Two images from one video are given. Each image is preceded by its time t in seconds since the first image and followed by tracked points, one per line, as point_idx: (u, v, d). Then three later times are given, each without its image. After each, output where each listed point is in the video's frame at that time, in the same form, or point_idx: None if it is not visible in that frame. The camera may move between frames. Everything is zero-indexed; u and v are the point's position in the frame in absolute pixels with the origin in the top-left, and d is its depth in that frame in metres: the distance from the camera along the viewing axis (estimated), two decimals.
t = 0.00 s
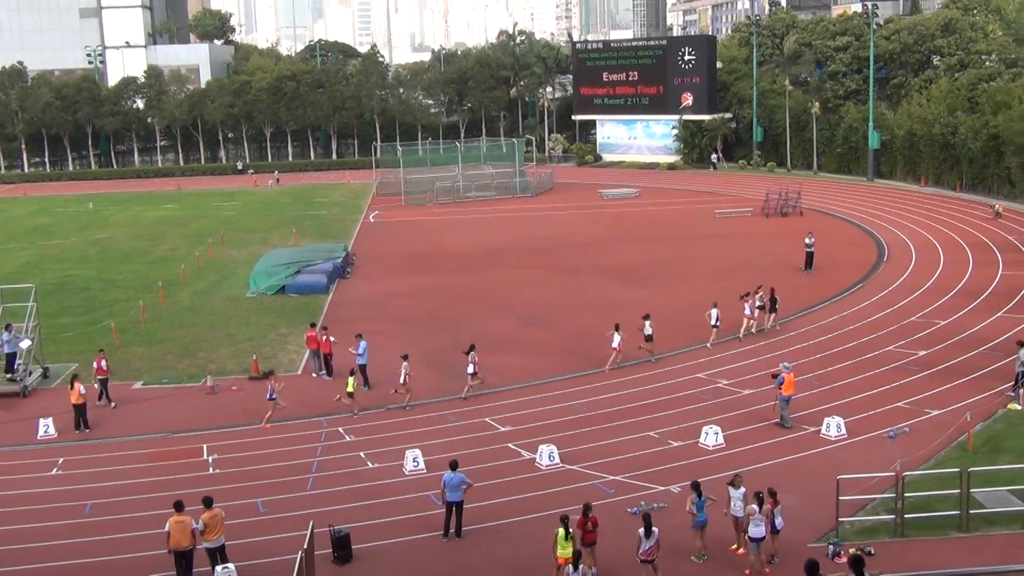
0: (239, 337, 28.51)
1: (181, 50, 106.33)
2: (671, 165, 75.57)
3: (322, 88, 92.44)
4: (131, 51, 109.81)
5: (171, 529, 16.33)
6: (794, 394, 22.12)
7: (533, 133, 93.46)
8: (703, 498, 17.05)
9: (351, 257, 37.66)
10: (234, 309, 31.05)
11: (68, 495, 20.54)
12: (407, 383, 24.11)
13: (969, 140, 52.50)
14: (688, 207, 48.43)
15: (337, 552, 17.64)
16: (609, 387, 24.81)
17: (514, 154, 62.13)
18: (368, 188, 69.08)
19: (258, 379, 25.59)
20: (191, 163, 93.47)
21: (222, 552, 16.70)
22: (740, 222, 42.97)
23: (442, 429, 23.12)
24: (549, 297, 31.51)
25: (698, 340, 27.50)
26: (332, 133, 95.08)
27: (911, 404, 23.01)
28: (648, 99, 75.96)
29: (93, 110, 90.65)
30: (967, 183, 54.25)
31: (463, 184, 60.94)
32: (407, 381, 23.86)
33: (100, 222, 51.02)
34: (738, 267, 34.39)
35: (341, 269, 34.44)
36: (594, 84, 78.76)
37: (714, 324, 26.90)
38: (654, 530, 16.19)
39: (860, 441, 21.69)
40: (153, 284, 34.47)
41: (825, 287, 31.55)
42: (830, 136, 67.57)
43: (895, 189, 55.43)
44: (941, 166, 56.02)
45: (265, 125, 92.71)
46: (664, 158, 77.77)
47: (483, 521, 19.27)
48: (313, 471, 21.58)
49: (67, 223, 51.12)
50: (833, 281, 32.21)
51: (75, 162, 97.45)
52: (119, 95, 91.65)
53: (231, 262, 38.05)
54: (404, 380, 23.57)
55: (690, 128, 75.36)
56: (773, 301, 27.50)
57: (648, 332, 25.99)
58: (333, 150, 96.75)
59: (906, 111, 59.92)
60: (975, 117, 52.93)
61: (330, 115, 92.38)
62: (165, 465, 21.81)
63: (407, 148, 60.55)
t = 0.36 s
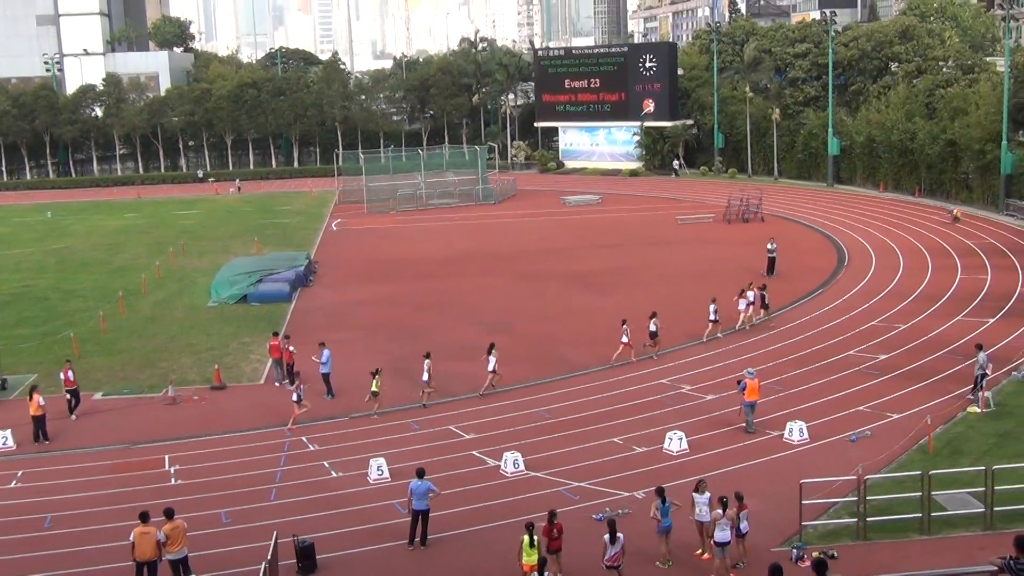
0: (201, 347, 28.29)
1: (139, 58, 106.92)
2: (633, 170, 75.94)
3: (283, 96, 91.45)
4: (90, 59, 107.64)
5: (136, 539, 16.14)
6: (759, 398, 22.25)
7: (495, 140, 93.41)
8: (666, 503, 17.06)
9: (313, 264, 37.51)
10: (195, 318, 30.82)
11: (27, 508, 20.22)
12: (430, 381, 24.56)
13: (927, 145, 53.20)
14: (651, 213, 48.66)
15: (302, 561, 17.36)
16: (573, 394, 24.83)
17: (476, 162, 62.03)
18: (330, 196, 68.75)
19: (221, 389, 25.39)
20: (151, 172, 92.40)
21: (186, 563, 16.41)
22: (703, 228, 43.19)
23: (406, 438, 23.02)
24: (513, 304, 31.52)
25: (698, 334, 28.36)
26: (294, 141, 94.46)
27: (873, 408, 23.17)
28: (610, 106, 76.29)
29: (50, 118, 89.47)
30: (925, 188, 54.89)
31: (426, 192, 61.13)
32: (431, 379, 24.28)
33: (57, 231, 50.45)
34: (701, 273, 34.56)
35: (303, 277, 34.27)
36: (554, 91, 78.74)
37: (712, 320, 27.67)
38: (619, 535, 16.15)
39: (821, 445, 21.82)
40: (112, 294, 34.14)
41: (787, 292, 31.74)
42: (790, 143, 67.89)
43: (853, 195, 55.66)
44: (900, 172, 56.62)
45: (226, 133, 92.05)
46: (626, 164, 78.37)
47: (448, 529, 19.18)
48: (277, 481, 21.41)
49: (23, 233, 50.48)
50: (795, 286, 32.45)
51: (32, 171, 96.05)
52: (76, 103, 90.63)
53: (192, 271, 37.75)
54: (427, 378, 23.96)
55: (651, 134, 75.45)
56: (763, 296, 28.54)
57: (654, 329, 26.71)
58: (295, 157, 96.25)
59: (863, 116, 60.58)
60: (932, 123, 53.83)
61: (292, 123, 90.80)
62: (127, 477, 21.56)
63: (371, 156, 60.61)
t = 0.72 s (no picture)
0: (165, 358, 27.44)
1: (102, 59, 104.74)
2: (612, 175, 75.52)
3: (250, 98, 90.97)
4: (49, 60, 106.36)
5: (96, 559, 14.46)
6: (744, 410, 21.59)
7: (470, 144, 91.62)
8: (648, 518, 16.33)
9: (282, 272, 36.73)
10: (160, 328, 29.98)
11: None
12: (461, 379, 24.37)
13: (911, 150, 52.87)
14: (629, 219, 48.01)
15: None
16: (550, 406, 24.13)
17: (449, 166, 61.53)
18: (299, 200, 67.80)
19: (186, 403, 24.53)
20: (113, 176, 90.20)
21: None
22: (682, 235, 42.56)
23: (377, 452, 22.21)
24: (488, 312, 30.83)
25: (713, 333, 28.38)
26: (261, 145, 92.95)
27: (857, 418, 22.57)
28: (587, 109, 75.72)
29: (8, 120, 87.32)
30: (909, 193, 54.48)
31: (398, 198, 60.36)
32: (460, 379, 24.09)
33: (16, 238, 49.33)
34: (680, 281, 33.94)
35: (271, 286, 33.48)
36: (530, 94, 78.34)
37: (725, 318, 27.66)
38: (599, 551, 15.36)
39: (805, 458, 21.20)
40: (72, 304, 33.22)
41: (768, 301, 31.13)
42: (772, 147, 67.29)
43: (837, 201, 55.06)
44: (884, 177, 56.21)
45: (192, 136, 90.86)
46: (604, 168, 77.12)
47: (421, 546, 18.40)
48: (245, 497, 20.55)
49: None
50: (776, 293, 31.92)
51: None
52: (35, 105, 88.22)
53: (156, 279, 36.81)
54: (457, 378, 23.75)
55: (631, 138, 74.89)
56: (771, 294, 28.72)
57: (671, 327, 26.70)
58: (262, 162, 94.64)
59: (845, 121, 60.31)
60: (917, 126, 53.51)
61: (259, 126, 90.49)
62: (87, 493, 20.61)
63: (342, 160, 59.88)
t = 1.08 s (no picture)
0: (128, 371, 26.20)
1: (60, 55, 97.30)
2: (600, 178, 73.79)
3: (217, 96, 85.52)
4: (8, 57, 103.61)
5: None
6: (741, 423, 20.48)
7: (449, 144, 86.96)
8: (638, 537, 15.28)
9: (251, 279, 35.54)
10: (123, 340, 28.73)
11: None
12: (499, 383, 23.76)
13: (912, 149, 51.89)
14: (616, 224, 46.81)
15: None
16: (536, 420, 22.96)
17: (429, 168, 59.67)
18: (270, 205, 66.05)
19: (150, 418, 23.28)
20: (73, 179, 85.30)
21: None
22: (669, 240, 41.41)
23: (353, 470, 20.96)
24: (467, 322, 29.63)
25: (736, 331, 28.05)
26: (229, 147, 87.85)
27: (858, 431, 21.50)
28: (573, 107, 74.31)
29: None
30: (912, 195, 53.41)
31: (375, 202, 58.47)
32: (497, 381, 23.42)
33: None
34: (670, 288, 32.84)
35: (240, 294, 32.25)
36: (514, 92, 76.92)
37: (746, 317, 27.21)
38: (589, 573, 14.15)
39: (803, 473, 20.11)
40: (29, 314, 31.89)
41: (764, 308, 30.02)
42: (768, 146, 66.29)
43: (836, 203, 54.04)
44: (885, 178, 55.17)
45: (155, 138, 85.52)
46: (592, 169, 75.91)
47: (400, 569, 17.17)
48: (213, 517, 19.20)
49: None
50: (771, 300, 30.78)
51: None
52: None
53: (119, 288, 35.54)
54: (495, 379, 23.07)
55: (620, 138, 73.30)
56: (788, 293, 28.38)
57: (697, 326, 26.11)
58: (231, 163, 90.37)
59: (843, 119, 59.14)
60: (918, 125, 52.37)
61: (227, 126, 85.20)
62: (45, 514, 19.21)
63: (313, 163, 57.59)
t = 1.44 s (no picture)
0: (82, 387, 24.77)
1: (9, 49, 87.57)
2: (585, 179, 71.00)
3: (176, 94, 82.40)
4: None
5: None
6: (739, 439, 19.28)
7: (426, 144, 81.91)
8: (627, 560, 13.93)
9: (213, 288, 34.25)
10: (79, 354, 27.29)
11: None
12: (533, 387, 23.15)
13: (915, 148, 50.73)
14: (600, 228, 45.49)
15: None
16: (517, 437, 21.62)
17: (404, 168, 56.34)
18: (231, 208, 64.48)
19: (106, 437, 21.85)
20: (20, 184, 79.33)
21: None
22: (652, 245, 40.20)
23: (322, 490, 19.54)
24: (442, 332, 28.35)
25: (755, 331, 27.55)
26: (190, 146, 83.73)
27: (858, 446, 20.26)
28: (556, 104, 71.59)
29: None
30: (915, 196, 52.18)
31: (346, 205, 55.47)
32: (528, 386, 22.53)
33: None
34: (657, 295, 31.60)
35: (202, 305, 30.93)
36: (494, 88, 73.79)
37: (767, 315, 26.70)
38: None
39: (802, 492, 18.84)
40: None
41: (754, 317, 28.84)
42: (763, 145, 64.14)
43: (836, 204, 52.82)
44: (886, 178, 53.96)
45: (110, 138, 81.40)
46: (576, 169, 73.30)
47: None
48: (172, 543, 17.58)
49: None
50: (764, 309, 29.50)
51: None
52: None
53: (72, 299, 34.20)
54: (528, 382, 22.32)
55: (605, 137, 70.12)
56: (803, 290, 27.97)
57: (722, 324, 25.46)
58: (193, 164, 85.67)
59: (842, 116, 57.87)
60: (920, 123, 51.21)
61: (188, 125, 81.39)
62: None
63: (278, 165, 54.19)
